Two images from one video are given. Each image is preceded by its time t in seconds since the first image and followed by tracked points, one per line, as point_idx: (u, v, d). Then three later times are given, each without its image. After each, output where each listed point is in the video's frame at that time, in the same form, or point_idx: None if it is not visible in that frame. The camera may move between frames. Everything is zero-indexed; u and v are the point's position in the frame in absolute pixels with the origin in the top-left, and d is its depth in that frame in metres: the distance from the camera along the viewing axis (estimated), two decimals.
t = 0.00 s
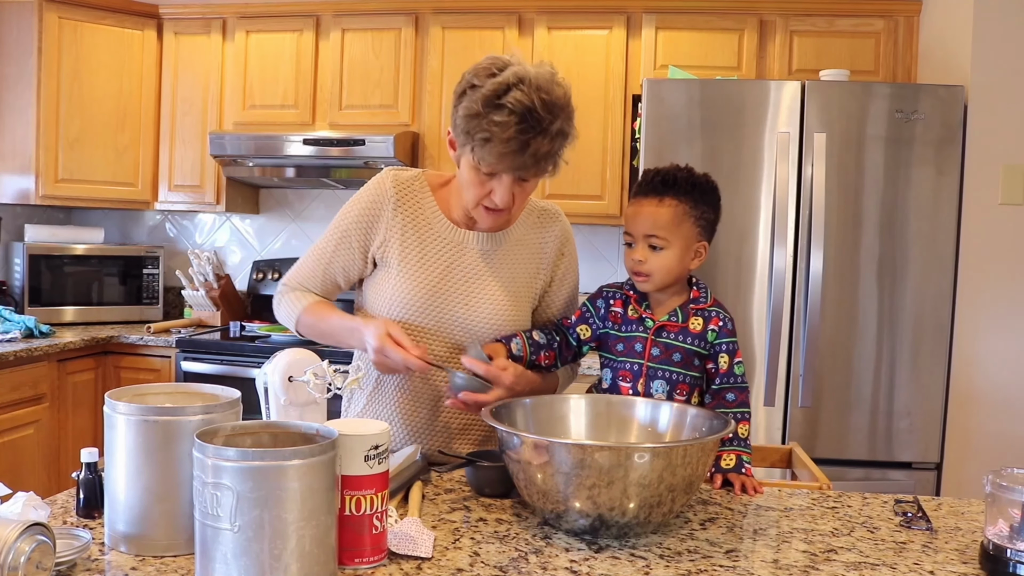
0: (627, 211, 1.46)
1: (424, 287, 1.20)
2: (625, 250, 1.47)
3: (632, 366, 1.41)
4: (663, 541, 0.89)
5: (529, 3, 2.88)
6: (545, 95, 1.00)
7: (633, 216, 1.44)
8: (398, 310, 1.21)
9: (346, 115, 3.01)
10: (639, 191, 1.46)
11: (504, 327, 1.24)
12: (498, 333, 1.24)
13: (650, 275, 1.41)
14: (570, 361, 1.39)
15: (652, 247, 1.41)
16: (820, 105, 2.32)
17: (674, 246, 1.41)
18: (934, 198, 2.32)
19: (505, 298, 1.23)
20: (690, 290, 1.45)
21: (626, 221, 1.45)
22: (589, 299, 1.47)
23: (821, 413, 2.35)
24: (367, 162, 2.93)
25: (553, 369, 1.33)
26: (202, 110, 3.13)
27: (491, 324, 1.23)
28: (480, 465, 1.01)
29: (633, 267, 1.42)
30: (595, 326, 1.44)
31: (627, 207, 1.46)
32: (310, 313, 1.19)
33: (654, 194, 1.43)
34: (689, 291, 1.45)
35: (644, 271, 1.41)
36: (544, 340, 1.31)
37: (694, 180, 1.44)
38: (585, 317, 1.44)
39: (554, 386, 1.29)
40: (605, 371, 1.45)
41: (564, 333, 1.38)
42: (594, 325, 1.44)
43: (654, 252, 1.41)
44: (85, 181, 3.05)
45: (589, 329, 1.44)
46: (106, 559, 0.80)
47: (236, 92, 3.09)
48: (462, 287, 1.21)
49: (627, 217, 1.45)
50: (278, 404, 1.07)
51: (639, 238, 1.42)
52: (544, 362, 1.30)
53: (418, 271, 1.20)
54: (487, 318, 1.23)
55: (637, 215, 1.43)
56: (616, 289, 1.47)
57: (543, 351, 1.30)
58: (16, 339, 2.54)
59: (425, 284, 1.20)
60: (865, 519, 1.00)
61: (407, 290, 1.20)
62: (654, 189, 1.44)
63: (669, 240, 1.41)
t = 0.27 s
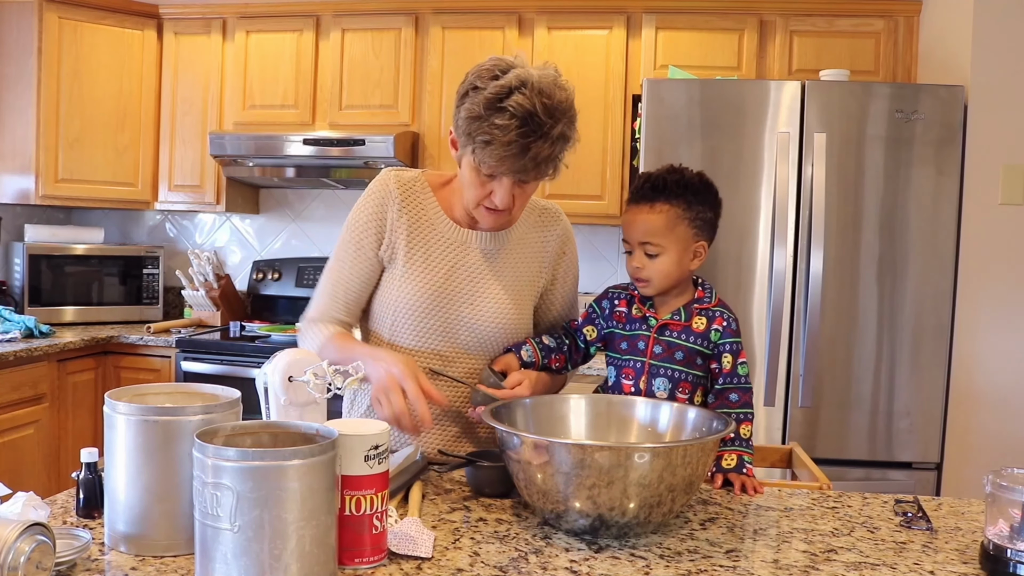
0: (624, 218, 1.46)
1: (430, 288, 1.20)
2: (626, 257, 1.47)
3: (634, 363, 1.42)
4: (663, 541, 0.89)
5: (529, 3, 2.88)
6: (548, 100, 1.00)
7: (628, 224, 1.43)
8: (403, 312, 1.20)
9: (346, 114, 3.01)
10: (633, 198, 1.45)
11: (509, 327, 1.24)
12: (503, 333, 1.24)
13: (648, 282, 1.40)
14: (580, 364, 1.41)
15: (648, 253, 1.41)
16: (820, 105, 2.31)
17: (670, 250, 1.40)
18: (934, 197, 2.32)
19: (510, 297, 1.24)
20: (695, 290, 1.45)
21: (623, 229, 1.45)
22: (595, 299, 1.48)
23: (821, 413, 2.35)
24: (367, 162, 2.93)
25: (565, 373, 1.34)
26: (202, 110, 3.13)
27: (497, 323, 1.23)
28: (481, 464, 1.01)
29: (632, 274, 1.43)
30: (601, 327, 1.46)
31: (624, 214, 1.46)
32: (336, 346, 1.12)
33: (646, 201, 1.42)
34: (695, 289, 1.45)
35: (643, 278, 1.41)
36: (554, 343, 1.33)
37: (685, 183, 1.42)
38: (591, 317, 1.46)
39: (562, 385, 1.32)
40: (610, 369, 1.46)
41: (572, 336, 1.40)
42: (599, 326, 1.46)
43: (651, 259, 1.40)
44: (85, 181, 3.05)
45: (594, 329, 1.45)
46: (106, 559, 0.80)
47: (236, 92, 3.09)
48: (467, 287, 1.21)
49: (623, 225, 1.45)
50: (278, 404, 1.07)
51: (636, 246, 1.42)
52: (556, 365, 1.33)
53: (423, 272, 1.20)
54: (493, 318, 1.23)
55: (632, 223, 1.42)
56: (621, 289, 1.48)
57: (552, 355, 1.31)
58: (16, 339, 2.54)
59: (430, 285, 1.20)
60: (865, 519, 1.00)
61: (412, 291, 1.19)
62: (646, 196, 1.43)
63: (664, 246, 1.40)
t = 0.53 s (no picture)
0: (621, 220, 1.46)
1: (436, 287, 1.19)
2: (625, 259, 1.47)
3: (635, 363, 1.43)
4: (663, 541, 0.89)
5: (529, 3, 2.88)
6: (549, 88, 1.00)
7: (626, 226, 1.43)
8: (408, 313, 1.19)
9: (346, 114, 3.01)
10: (629, 200, 1.45)
11: (513, 327, 1.24)
12: (508, 333, 1.23)
13: (648, 283, 1.40)
14: (582, 365, 1.41)
15: (647, 255, 1.41)
16: (820, 105, 2.31)
17: (668, 251, 1.40)
18: (934, 197, 2.32)
19: (514, 297, 1.24)
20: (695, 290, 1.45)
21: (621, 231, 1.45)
22: (597, 301, 1.49)
23: (821, 413, 2.35)
24: (367, 162, 2.93)
25: (566, 376, 1.34)
26: (202, 110, 3.13)
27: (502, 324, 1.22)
28: (481, 464, 1.01)
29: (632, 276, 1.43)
30: (602, 327, 1.46)
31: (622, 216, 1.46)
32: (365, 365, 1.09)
33: (643, 202, 1.42)
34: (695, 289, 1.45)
35: (643, 279, 1.41)
36: (558, 346, 1.33)
37: (681, 183, 1.42)
38: (592, 318, 1.47)
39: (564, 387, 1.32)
40: (611, 369, 1.47)
41: (574, 338, 1.41)
42: (601, 326, 1.46)
43: (650, 260, 1.40)
44: (85, 181, 3.05)
45: (596, 330, 1.45)
46: (106, 559, 0.80)
47: (236, 92, 3.09)
48: (473, 286, 1.21)
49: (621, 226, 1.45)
50: (277, 404, 1.07)
51: (634, 247, 1.42)
52: (557, 368, 1.33)
53: (429, 272, 1.19)
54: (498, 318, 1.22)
55: (630, 224, 1.42)
56: (622, 290, 1.48)
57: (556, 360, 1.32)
58: (16, 339, 2.54)
59: (436, 285, 1.19)
60: (865, 520, 1.00)
61: (418, 291, 1.18)
62: (642, 197, 1.43)
63: (662, 246, 1.40)
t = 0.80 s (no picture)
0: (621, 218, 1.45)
1: (435, 287, 1.18)
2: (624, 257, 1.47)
3: (635, 363, 1.42)
4: (663, 541, 0.89)
5: (529, 3, 2.88)
6: (554, 85, 1.00)
7: (627, 224, 1.43)
8: (408, 312, 1.19)
9: (346, 115, 3.01)
10: (630, 197, 1.45)
11: (514, 329, 1.23)
12: (508, 335, 1.23)
13: (649, 281, 1.41)
14: (582, 368, 1.42)
15: (648, 252, 1.41)
16: (820, 105, 2.31)
17: (669, 249, 1.40)
18: (934, 197, 2.32)
19: (516, 298, 1.23)
20: (692, 289, 1.46)
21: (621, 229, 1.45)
22: (594, 301, 1.48)
23: (821, 413, 2.35)
24: (367, 162, 2.93)
25: (569, 381, 1.36)
26: (202, 110, 3.13)
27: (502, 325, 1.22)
28: (482, 464, 1.01)
29: (632, 274, 1.43)
30: (601, 329, 1.46)
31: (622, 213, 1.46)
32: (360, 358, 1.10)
33: (644, 199, 1.43)
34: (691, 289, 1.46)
35: (643, 276, 1.41)
36: (556, 353, 1.33)
37: (681, 181, 1.43)
38: (592, 321, 1.46)
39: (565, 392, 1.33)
40: (611, 370, 1.46)
41: (573, 342, 1.41)
42: (600, 327, 1.46)
43: (651, 258, 1.40)
44: (85, 181, 3.06)
45: (595, 332, 1.45)
46: (106, 559, 0.80)
47: (236, 92, 3.09)
48: (473, 287, 1.20)
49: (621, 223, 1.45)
50: (277, 404, 1.07)
51: (635, 245, 1.42)
52: (560, 375, 1.33)
53: (429, 271, 1.19)
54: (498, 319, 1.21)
55: (632, 222, 1.42)
56: (619, 291, 1.48)
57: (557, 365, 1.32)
58: (16, 339, 2.54)
59: (436, 284, 1.18)
60: (865, 519, 1.00)
61: (417, 290, 1.18)
62: (644, 194, 1.43)
63: (664, 244, 1.40)
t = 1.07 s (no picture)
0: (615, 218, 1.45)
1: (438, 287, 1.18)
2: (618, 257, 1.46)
3: (634, 365, 1.42)
4: (663, 541, 0.89)
5: (529, 3, 2.88)
6: (545, 75, 1.00)
7: (620, 224, 1.43)
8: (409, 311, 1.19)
9: (346, 114, 3.01)
10: (623, 197, 1.45)
11: (516, 331, 1.22)
12: (510, 337, 1.22)
13: (644, 280, 1.41)
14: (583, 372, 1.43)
15: (642, 252, 1.41)
16: (820, 105, 2.31)
17: (664, 248, 1.41)
18: (934, 197, 2.32)
19: (519, 300, 1.22)
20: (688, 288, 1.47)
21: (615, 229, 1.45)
22: (590, 302, 1.47)
23: (821, 413, 2.35)
24: (367, 162, 2.93)
25: (570, 385, 1.37)
26: (202, 110, 3.13)
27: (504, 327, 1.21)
28: (483, 463, 1.01)
29: (627, 274, 1.43)
30: (599, 331, 1.45)
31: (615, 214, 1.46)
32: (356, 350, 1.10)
33: (638, 199, 1.43)
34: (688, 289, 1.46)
35: (639, 276, 1.41)
36: (555, 362, 1.34)
37: (673, 180, 1.44)
38: (589, 323, 1.45)
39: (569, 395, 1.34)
40: (609, 372, 1.46)
41: (572, 347, 1.41)
42: (598, 329, 1.45)
43: (645, 257, 1.41)
44: (85, 181, 3.05)
45: (593, 334, 1.45)
46: (106, 559, 0.80)
47: (236, 92, 3.09)
48: (475, 288, 1.20)
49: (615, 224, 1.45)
50: (277, 405, 1.07)
51: (628, 245, 1.42)
52: (562, 382, 1.34)
53: (432, 271, 1.19)
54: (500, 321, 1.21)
55: (625, 222, 1.42)
56: (615, 292, 1.48)
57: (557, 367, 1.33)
58: (16, 339, 2.54)
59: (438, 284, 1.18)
60: (865, 520, 1.00)
61: (420, 290, 1.18)
62: (637, 194, 1.43)
63: (658, 243, 1.40)
